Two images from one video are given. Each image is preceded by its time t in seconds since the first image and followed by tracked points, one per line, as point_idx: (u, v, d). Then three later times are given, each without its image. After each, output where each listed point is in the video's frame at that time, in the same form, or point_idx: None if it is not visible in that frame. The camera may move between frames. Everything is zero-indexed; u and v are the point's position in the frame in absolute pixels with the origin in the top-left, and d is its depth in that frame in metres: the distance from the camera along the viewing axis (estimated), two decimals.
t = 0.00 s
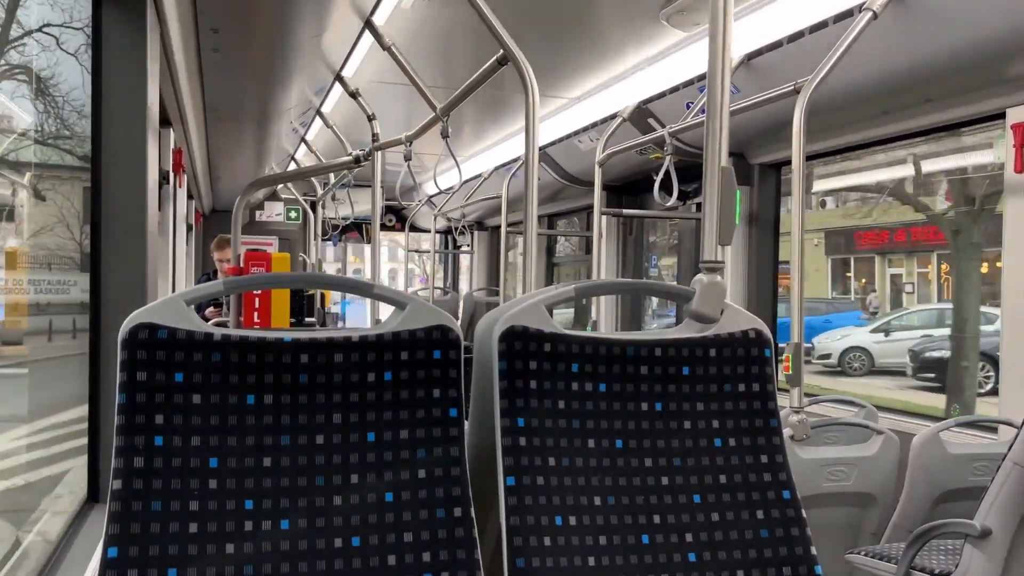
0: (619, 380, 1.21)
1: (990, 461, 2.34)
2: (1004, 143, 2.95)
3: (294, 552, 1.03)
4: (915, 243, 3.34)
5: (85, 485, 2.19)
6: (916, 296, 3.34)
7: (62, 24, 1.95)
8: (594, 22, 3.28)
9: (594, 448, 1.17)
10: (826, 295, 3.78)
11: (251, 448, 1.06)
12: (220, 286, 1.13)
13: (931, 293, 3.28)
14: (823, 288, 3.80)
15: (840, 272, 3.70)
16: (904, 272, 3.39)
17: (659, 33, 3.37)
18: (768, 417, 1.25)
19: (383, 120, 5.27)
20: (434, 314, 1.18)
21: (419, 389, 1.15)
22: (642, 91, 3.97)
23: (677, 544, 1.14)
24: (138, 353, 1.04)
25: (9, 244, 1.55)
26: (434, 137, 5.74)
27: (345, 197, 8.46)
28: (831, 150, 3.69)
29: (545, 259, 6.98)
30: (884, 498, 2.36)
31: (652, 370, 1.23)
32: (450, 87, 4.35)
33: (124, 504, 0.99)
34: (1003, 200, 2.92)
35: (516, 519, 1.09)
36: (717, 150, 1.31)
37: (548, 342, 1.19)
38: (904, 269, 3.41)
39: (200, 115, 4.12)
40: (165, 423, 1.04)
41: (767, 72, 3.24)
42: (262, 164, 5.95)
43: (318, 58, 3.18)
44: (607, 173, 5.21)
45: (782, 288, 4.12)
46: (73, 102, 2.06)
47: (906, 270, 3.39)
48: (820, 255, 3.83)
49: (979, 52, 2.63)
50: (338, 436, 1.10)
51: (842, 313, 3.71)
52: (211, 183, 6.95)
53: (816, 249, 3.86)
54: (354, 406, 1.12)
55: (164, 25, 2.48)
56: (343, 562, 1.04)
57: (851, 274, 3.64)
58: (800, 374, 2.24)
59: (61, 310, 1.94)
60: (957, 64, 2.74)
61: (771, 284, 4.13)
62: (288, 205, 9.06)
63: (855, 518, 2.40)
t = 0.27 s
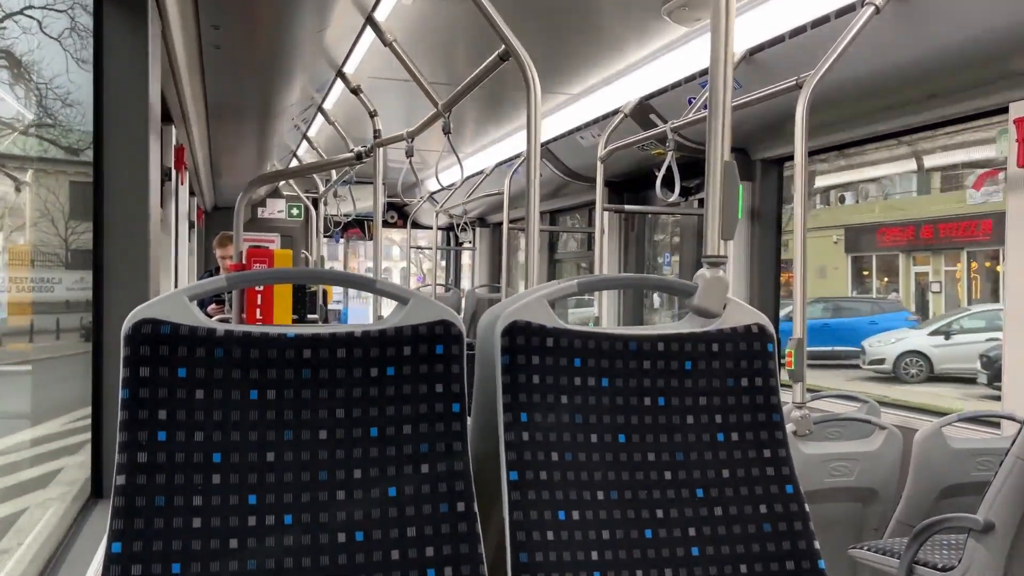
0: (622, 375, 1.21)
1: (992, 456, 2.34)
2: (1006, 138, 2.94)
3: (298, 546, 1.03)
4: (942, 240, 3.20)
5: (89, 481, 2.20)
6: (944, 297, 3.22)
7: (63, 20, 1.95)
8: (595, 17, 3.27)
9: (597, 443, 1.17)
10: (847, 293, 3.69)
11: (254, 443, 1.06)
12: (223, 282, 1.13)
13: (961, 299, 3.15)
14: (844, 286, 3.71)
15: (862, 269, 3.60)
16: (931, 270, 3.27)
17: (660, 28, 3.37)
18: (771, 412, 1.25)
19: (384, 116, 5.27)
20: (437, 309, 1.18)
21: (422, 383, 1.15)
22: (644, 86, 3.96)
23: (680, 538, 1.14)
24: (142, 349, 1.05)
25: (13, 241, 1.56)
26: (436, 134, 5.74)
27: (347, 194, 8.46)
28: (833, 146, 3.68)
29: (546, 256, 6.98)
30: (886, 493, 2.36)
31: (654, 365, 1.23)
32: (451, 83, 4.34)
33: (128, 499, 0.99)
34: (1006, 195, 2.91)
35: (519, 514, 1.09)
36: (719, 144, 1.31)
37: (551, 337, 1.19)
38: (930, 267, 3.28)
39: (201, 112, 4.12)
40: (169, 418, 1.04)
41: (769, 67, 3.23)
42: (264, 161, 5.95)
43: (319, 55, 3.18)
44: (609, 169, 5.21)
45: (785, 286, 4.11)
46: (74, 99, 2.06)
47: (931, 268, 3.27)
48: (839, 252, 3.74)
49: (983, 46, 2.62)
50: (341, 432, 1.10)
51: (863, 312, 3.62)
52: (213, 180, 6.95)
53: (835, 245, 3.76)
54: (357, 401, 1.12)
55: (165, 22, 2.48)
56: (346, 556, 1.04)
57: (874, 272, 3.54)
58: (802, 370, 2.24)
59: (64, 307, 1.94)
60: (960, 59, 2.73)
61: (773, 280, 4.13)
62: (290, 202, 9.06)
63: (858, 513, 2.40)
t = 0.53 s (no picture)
0: (624, 375, 1.21)
1: (995, 456, 2.34)
2: (1009, 136, 2.94)
3: (301, 547, 1.03)
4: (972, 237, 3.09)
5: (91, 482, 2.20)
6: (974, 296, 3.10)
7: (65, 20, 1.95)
8: (596, 17, 3.26)
9: (599, 443, 1.17)
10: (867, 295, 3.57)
11: (256, 443, 1.06)
12: (226, 283, 1.13)
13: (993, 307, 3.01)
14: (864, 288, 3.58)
15: (884, 269, 3.46)
16: (961, 268, 3.15)
17: (662, 28, 3.36)
18: (774, 412, 1.25)
19: (386, 116, 5.27)
20: (440, 309, 1.18)
21: (424, 384, 1.15)
22: (646, 86, 3.95)
23: (682, 538, 1.14)
24: (144, 349, 1.05)
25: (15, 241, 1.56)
26: (437, 133, 5.74)
27: (348, 194, 8.46)
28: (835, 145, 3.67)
29: (548, 255, 6.98)
30: (889, 493, 2.36)
31: (657, 365, 1.23)
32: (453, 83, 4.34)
33: (131, 500, 1.00)
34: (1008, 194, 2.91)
35: (522, 514, 1.09)
36: (721, 144, 1.30)
37: (553, 337, 1.19)
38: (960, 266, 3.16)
39: (203, 112, 4.12)
40: (171, 419, 1.04)
41: (771, 66, 3.23)
42: (266, 161, 5.96)
43: (321, 55, 3.18)
44: (611, 168, 5.20)
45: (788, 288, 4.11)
46: (76, 100, 2.06)
47: (961, 267, 3.16)
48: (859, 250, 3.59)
49: (985, 43, 2.61)
50: (343, 432, 1.10)
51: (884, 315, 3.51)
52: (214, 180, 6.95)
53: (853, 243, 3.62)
54: (360, 402, 1.12)
55: (167, 24, 2.48)
56: (349, 557, 1.04)
57: (897, 271, 3.41)
58: (804, 369, 2.25)
59: (66, 307, 1.94)
60: (962, 58, 2.73)
61: (775, 279, 4.12)
62: (292, 202, 9.07)
63: (860, 512, 2.39)
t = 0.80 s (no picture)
0: (626, 378, 1.21)
1: (997, 458, 2.33)
2: (1011, 139, 2.94)
3: (301, 549, 1.03)
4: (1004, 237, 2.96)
5: (93, 483, 2.20)
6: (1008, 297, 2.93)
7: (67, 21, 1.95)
8: (597, 19, 3.26)
9: (600, 445, 1.17)
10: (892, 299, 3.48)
11: (257, 446, 1.06)
12: (227, 285, 1.13)
13: None
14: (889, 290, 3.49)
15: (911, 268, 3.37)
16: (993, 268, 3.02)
17: (664, 30, 3.36)
18: (775, 415, 1.25)
19: (388, 118, 5.28)
20: (441, 311, 1.18)
21: (425, 386, 1.15)
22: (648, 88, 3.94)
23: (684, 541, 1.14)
24: (145, 351, 1.05)
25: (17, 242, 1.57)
26: (439, 136, 5.74)
27: (351, 196, 8.47)
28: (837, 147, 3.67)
29: (550, 257, 6.98)
30: (891, 495, 2.36)
31: (658, 367, 1.23)
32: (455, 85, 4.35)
33: (131, 502, 1.00)
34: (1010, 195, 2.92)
35: (523, 516, 1.09)
36: (723, 146, 1.30)
37: (554, 340, 1.19)
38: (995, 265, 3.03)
39: (205, 114, 4.13)
40: (172, 421, 1.04)
41: (773, 68, 3.23)
42: (269, 163, 5.97)
43: (322, 58, 3.19)
44: (613, 171, 5.20)
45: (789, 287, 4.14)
46: (78, 103, 2.06)
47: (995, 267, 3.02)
48: (884, 248, 3.50)
49: (988, 45, 2.61)
50: (344, 434, 1.10)
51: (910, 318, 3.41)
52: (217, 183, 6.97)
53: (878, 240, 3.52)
54: (361, 404, 1.12)
55: (169, 26, 2.48)
56: (350, 559, 1.04)
57: (925, 271, 3.31)
58: (806, 371, 2.23)
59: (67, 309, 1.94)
60: (965, 60, 2.73)
61: (777, 282, 4.12)
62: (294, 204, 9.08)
63: (863, 515, 2.39)
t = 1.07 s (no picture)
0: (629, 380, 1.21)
1: (1002, 461, 2.33)
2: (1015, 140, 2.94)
3: (305, 551, 1.03)
4: None
5: (97, 486, 2.21)
6: None
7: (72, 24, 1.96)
8: (599, 21, 3.27)
9: (604, 448, 1.17)
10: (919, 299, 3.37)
11: (261, 448, 1.07)
12: (231, 288, 1.13)
13: None
14: (916, 290, 3.38)
15: (939, 265, 3.25)
16: None
17: (667, 32, 3.37)
18: (779, 417, 1.25)
19: (391, 121, 5.29)
20: (445, 314, 1.18)
21: (429, 389, 1.15)
22: (652, 90, 3.92)
23: (688, 544, 1.14)
24: (150, 354, 1.05)
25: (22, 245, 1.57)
26: (442, 138, 5.75)
27: (354, 199, 8.49)
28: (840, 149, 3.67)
29: (553, 259, 6.98)
30: (895, 497, 2.35)
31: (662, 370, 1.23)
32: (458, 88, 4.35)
33: (136, 505, 1.00)
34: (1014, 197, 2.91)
35: (527, 519, 1.09)
36: (726, 149, 1.30)
37: (557, 342, 1.19)
38: None
39: (209, 117, 4.14)
40: (177, 424, 1.04)
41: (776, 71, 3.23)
42: (272, 165, 5.97)
43: (326, 60, 3.19)
44: (616, 172, 5.20)
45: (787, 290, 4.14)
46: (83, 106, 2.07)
47: None
48: (911, 246, 3.38)
49: (992, 46, 2.60)
50: (348, 437, 1.10)
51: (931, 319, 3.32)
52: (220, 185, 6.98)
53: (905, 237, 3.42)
54: (365, 407, 1.12)
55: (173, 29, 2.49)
56: (354, 562, 1.04)
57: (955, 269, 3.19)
58: (810, 374, 2.22)
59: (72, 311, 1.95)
60: (968, 62, 2.72)
61: (780, 283, 4.12)
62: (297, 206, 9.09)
63: (867, 517, 2.38)
